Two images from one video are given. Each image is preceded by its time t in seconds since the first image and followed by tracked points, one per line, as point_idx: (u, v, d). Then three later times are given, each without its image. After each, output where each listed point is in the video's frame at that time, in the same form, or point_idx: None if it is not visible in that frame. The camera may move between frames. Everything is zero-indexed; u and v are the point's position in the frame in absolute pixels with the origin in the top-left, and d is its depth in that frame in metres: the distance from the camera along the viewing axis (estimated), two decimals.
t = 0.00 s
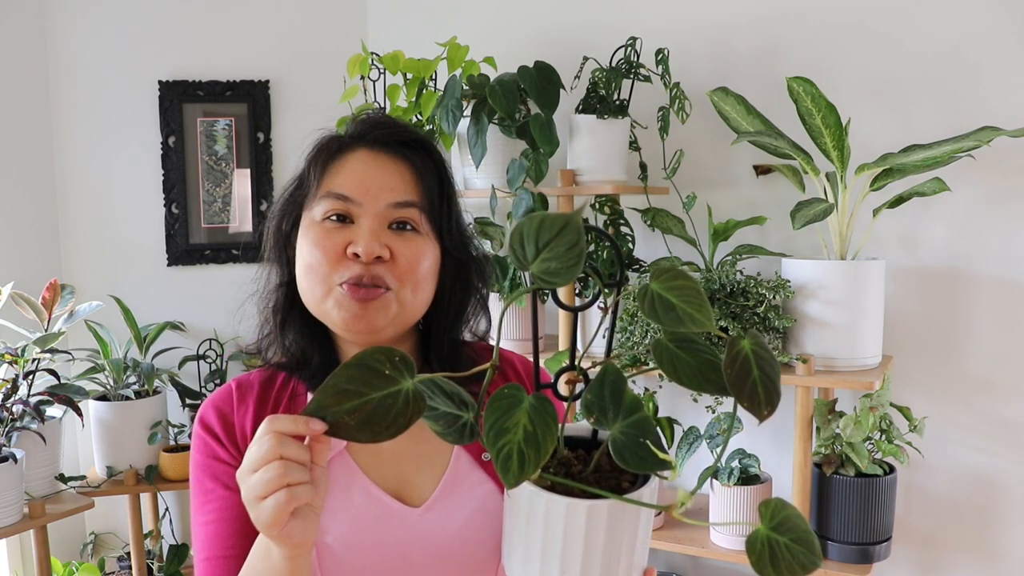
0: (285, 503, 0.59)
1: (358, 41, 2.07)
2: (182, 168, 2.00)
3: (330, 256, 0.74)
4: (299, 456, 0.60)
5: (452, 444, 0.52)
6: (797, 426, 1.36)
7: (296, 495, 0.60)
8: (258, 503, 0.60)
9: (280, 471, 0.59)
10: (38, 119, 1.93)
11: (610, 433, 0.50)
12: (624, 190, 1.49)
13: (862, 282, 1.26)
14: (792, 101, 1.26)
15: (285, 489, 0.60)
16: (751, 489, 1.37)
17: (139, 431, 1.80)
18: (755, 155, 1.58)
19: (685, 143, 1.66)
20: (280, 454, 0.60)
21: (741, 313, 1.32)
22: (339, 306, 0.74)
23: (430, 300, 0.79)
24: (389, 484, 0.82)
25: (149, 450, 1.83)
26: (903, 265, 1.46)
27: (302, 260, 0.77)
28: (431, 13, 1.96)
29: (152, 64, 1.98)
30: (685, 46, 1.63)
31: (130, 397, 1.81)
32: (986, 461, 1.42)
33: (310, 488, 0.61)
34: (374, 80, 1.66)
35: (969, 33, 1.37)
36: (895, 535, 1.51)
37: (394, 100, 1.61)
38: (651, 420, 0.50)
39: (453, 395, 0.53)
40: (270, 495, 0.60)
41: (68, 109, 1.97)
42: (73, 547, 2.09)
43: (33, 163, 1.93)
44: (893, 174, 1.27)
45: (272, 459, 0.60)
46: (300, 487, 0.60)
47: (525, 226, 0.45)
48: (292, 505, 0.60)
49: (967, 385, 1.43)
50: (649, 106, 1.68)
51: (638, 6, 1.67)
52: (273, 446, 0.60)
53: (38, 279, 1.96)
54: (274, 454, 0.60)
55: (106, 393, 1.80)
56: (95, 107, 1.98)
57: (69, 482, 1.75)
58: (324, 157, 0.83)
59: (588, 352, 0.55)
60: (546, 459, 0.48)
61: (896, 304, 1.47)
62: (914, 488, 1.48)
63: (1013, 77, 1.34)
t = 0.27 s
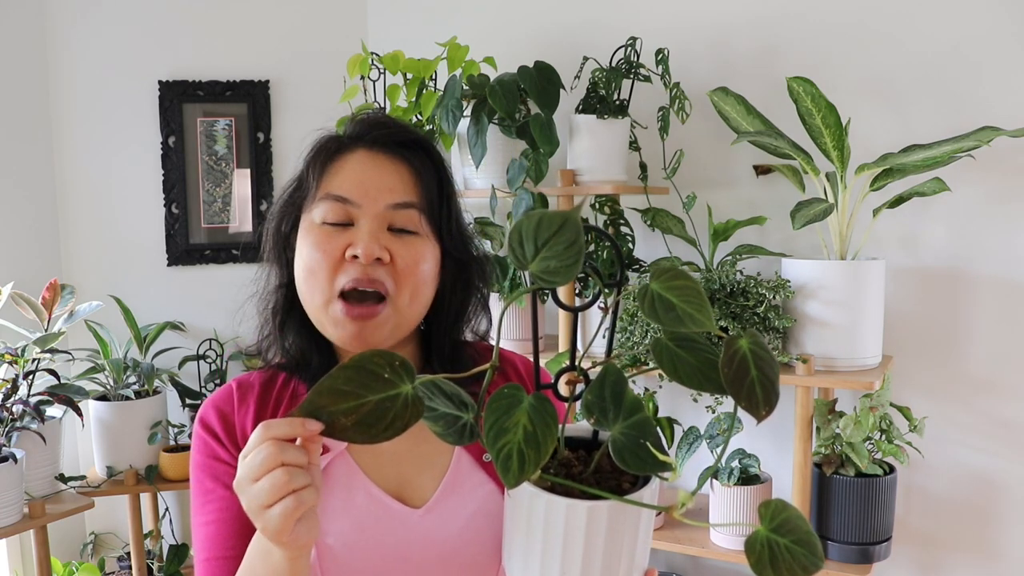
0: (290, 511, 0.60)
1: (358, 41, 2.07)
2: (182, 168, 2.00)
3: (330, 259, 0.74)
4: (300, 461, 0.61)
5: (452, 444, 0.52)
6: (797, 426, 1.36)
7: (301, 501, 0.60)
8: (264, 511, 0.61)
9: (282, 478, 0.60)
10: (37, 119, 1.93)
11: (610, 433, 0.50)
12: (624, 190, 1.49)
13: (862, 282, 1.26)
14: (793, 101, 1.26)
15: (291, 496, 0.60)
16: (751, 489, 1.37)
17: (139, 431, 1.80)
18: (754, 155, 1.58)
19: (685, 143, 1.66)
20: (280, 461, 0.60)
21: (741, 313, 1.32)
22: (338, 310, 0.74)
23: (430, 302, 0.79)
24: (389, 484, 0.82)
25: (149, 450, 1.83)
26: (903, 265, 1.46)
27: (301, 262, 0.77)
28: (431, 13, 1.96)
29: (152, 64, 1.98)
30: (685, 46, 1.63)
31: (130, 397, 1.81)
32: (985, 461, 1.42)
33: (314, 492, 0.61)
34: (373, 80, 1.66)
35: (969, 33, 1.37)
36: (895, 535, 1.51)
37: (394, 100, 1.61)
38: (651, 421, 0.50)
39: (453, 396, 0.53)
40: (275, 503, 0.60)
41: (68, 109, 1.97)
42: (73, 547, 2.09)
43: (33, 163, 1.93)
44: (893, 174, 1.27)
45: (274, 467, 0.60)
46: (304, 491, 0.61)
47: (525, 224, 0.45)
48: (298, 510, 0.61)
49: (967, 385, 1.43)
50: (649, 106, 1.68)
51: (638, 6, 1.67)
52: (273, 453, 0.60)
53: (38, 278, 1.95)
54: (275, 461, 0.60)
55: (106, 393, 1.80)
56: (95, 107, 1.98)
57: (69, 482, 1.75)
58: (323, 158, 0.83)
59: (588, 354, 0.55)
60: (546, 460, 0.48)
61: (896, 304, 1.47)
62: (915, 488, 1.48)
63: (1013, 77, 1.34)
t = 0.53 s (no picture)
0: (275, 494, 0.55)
1: (358, 41, 2.08)
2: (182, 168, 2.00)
3: (333, 256, 0.74)
4: (292, 442, 0.56)
5: (452, 443, 0.52)
6: (797, 426, 1.36)
7: (287, 484, 0.55)
8: (246, 492, 0.55)
9: (271, 455, 0.55)
10: (37, 119, 1.93)
11: (611, 431, 0.50)
12: (624, 190, 1.49)
13: (861, 282, 1.26)
14: (793, 101, 1.26)
15: (276, 477, 0.55)
16: (751, 489, 1.37)
17: (139, 431, 1.80)
18: (754, 155, 1.58)
19: (685, 143, 1.66)
20: (271, 437, 0.56)
21: (740, 314, 1.32)
22: (341, 306, 0.74)
23: (432, 300, 0.79)
24: (390, 486, 0.83)
25: (149, 450, 1.83)
26: (903, 265, 1.46)
27: (303, 260, 0.77)
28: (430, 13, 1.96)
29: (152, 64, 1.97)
30: (685, 46, 1.63)
31: (130, 397, 1.81)
32: (985, 461, 1.42)
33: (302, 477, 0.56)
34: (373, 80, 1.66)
35: (969, 33, 1.37)
36: (895, 535, 1.51)
37: (394, 100, 1.61)
38: (652, 419, 0.50)
39: (454, 394, 0.53)
40: (258, 483, 0.55)
41: (68, 109, 1.97)
42: (73, 548, 2.09)
43: (33, 163, 1.93)
44: (893, 174, 1.27)
45: (263, 443, 0.55)
46: (291, 475, 0.56)
47: (526, 218, 0.45)
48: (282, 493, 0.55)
49: (967, 385, 1.43)
50: (649, 106, 1.68)
51: (638, 6, 1.67)
52: (265, 429, 0.56)
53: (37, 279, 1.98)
54: (266, 441, 0.55)
55: (106, 393, 1.80)
56: (95, 107, 1.98)
57: (69, 482, 1.75)
58: (324, 157, 0.84)
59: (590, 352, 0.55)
60: (547, 458, 0.48)
61: (896, 304, 1.47)
62: (914, 488, 1.48)
63: (1013, 77, 1.34)
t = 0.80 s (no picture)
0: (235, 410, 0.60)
1: (358, 41, 2.08)
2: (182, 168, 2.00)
3: (336, 252, 0.74)
4: (261, 364, 0.60)
5: (450, 448, 0.51)
6: (797, 426, 1.36)
7: (251, 401, 0.60)
8: (211, 405, 0.60)
9: (239, 373, 0.59)
10: (37, 119, 1.93)
11: (608, 438, 0.50)
12: (624, 190, 1.49)
13: (861, 282, 1.26)
14: (792, 101, 1.26)
15: (242, 394, 0.60)
16: (751, 489, 1.37)
17: (139, 431, 1.80)
18: (754, 155, 1.58)
19: (685, 143, 1.66)
20: (243, 355, 0.60)
21: (740, 314, 1.31)
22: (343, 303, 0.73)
23: (432, 298, 0.79)
24: (391, 487, 0.83)
25: (149, 450, 1.83)
26: (903, 265, 1.46)
27: (305, 257, 0.76)
28: (430, 13, 1.96)
29: (152, 64, 1.97)
30: (685, 46, 1.63)
31: (130, 397, 1.81)
32: (986, 461, 1.42)
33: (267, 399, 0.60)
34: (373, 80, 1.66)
35: (969, 33, 1.37)
36: (895, 535, 1.51)
37: (394, 100, 1.61)
38: (649, 425, 0.50)
39: (451, 399, 0.53)
40: (224, 398, 0.60)
41: (68, 109, 1.97)
42: (73, 547, 2.09)
43: (33, 163, 1.93)
44: (893, 174, 1.27)
45: (233, 360, 0.60)
46: (257, 394, 0.60)
47: (516, 223, 0.45)
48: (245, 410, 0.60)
49: (967, 385, 1.43)
50: (649, 106, 1.68)
51: (638, 6, 1.67)
52: (240, 349, 0.60)
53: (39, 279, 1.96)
54: (240, 357, 0.59)
55: (106, 393, 1.80)
56: (95, 107, 1.98)
57: (69, 482, 1.75)
58: (326, 156, 0.84)
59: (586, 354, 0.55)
60: (541, 465, 0.47)
61: (896, 304, 1.47)
62: (915, 488, 1.48)
63: (1013, 77, 1.34)
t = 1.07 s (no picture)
0: (239, 392, 0.61)
1: (358, 41, 2.08)
2: (182, 168, 2.00)
3: (335, 254, 0.73)
4: (262, 344, 0.62)
5: (440, 452, 0.51)
6: (797, 427, 1.36)
7: (254, 382, 0.61)
8: (214, 389, 0.61)
9: (241, 355, 0.60)
10: (38, 119, 1.93)
11: (602, 445, 0.50)
12: (624, 190, 1.49)
13: (861, 282, 1.26)
14: (792, 101, 1.26)
15: (246, 375, 0.61)
16: (751, 489, 1.37)
17: (139, 431, 1.80)
18: (754, 155, 1.58)
19: (684, 143, 1.66)
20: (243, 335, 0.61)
21: (740, 313, 1.31)
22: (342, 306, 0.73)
23: (431, 300, 0.79)
24: (391, 487, 0.83)
25: (148, 450, 1.83)
26: (903, 265, 1.46)
27: (305, 258, 0.76)
28: (430, 13, 1.96)
29: (152, 64, 1.97)
30: (685, 46, 1.63)
31: (130, 397, 1.81)
32: (986, 461, 1.42)
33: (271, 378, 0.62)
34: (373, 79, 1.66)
35: (969, 33, 1.37)
36: (895, 535, 1.51)
37: (394, 100, 1.61)
38: (643, 434, 0.50)
39: (443, 403, 0.52)
40: (227, 381, 0.61)
41: (68, 109, 1.97)
42: (73, 548, 2.09)
43: (33, 163, 1.93)
44: (893, 174, 1.27)
45: (234, 342, 0.60)
46: (260, 374, 0.61)
47: (516, 241, 0.45)
48: (249, 391, 0.61)
49: (967, 385, 1.43)
50: (649, 106, 1.68)
51: (638, 5, 1.67)
52: (239, 330, 0.61)
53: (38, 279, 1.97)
54: (239, 336, 0.60)
55: (106, 393, 1.80)
56: (95, 107, 1.98)
57: (69, 482, 1.75)
58: (326, 158, 0.84)
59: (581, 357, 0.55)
60: (534, 473, 0.47)
61: (896, 304, 1.47)
62: (915, 488, 1.48)
63: (1013, 77, 1.34)
